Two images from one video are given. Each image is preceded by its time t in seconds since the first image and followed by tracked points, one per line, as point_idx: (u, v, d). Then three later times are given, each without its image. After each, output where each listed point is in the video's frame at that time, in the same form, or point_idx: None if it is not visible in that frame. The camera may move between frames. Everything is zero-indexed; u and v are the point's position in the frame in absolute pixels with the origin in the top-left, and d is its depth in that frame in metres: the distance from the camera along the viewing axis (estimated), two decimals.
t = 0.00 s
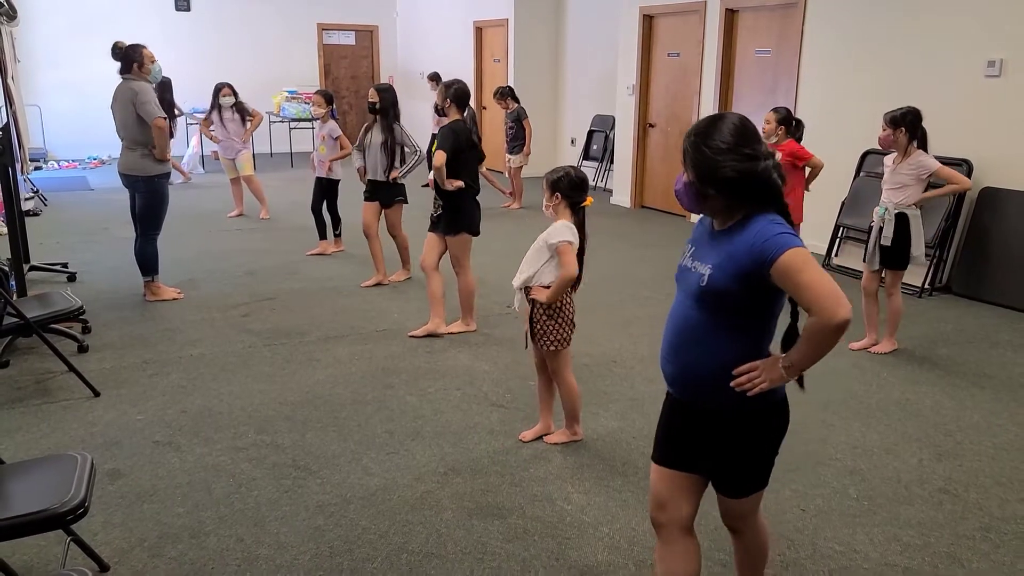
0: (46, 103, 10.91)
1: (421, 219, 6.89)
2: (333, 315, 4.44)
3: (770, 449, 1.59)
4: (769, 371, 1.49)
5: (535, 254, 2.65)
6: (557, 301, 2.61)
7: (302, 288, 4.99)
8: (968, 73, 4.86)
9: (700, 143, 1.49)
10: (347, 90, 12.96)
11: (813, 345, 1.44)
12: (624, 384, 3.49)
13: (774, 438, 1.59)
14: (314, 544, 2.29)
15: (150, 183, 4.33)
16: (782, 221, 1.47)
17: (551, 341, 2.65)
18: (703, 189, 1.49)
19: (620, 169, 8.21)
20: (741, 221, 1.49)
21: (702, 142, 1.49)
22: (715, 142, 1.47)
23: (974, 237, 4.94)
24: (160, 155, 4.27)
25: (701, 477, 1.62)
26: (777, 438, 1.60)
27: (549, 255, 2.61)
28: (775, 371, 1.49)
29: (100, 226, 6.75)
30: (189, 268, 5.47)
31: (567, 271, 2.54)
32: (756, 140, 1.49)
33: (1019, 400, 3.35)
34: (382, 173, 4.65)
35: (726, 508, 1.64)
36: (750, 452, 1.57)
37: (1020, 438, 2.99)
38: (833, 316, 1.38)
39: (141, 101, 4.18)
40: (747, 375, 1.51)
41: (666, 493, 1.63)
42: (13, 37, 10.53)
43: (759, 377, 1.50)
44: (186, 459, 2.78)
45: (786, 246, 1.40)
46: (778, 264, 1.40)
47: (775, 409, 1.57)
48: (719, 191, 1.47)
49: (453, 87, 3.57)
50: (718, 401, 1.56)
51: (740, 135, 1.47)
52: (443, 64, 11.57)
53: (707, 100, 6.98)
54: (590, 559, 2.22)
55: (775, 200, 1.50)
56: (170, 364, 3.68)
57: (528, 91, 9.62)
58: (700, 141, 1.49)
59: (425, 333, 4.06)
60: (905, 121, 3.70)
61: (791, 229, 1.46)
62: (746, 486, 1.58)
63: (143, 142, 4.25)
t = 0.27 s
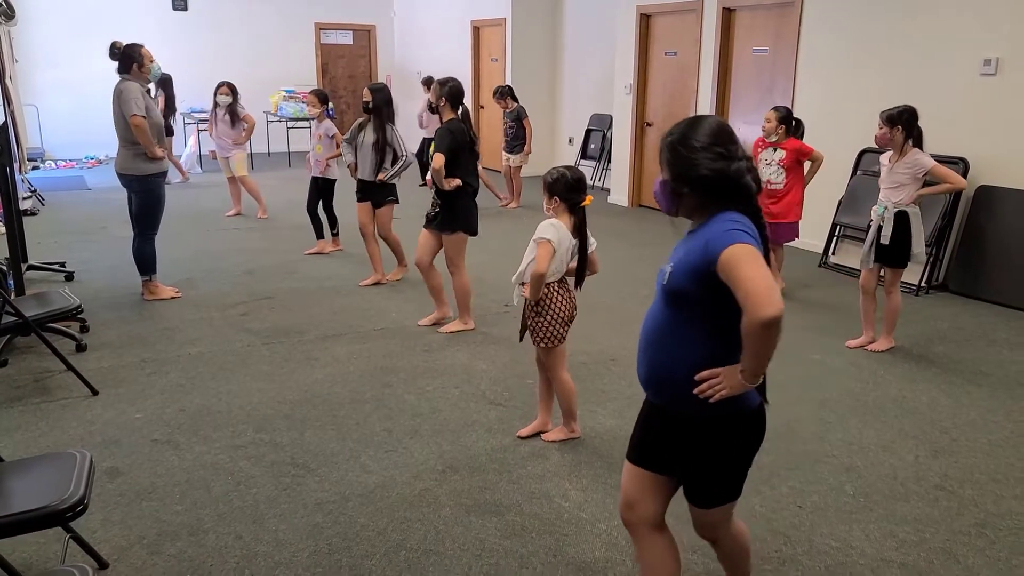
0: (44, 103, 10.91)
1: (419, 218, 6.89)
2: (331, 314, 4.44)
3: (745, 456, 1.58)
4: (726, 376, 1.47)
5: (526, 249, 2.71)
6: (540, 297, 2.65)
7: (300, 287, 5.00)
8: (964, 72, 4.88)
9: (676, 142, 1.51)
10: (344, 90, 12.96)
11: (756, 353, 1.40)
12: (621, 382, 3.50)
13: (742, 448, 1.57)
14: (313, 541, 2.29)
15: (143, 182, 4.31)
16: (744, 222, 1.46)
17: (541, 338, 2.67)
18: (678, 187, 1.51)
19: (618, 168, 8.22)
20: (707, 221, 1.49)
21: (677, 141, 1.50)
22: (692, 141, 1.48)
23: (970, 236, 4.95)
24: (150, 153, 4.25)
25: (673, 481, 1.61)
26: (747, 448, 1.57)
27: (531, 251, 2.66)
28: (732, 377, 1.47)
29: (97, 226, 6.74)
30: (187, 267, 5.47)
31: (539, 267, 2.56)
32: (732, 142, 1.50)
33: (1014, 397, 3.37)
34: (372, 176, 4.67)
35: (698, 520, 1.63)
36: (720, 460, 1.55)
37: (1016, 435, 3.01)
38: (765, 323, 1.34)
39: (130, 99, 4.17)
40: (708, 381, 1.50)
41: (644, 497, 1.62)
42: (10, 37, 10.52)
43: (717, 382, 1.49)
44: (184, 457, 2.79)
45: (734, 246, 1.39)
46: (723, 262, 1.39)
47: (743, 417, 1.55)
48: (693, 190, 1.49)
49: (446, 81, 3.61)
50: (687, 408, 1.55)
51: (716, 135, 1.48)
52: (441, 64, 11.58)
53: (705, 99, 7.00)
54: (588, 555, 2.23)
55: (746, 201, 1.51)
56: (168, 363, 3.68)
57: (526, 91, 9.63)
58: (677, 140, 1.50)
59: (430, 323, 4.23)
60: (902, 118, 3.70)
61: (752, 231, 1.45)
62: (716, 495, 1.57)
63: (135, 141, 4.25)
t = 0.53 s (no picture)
0: (42, 105, 10.90)
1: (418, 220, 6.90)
2: (330, 316, 4.44)
3: (731, 475, 1.55)
4: (708, 383, 1.48)
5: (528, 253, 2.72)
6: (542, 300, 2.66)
7: (299, 288, 5.00)
8: (961, 73, 4.89)
9: (655, 154, 1.51)
10: (342, 91, 12.96)
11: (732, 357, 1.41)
12: (620, 383, 3.50)
13: (729, 462, 1.55)
14: (312, 542, 2.30)
15: (135, 185, 4.30)
16: (720, 229, 1.47)
17: (544, 340, 2.67)
18: (658, 199, 1.52)
19: (616, 170, 8.23)
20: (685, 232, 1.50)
21: (656, 153, 1.51)
22: (670, 153, 1.49)
23: (967, 236, 4.96)
24: (139, 157, 4.22)
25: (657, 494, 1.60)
26: (734, 465, 1.55)
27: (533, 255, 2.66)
28: (715, 384, 1.47)
29: (96, 228, 6.74)
30: (187, 269, 5.47)
31: (544, 270, 2.58)
32: (710, 152, 1.50)
33: (1012, 397, 3.37)
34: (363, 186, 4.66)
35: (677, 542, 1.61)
36: (704, 476, 1.53)
37: (1013, 435, 3.01)
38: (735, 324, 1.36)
39: (117, 103, 4.15)
40: (693, 390, 1.49)
41: (632, 507, 1.61)
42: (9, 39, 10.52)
43: (699, 390, 1.49)
44: (184, 459, 2.79)
45: (705, 254, 1.39)
46: (690, 269, 1.41)
47: (731, 429, 1.53)
48: (672, 201, 1.50)
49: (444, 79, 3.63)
50: (674, 415, 1.54)
51: (693, 147, 1.49)
52: (439, 65, 11.59)
53: (703, 100, 7.01)
54: (587, 556, 2.24)
55: (726, 210, 1.51)
56: (167, 365, 3.68)
57: (524, 92, 9.64)
58: (655, 152, 1.51)
59: (431, 322, 4.26)
60: (901, 120, 3.71)
61: (728, 239, 1.45)
62: (697, 514, 1.54)
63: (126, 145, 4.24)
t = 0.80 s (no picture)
0: (41, 107, 10.91)
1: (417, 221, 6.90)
2: (329, 317, 4.45)
3: (733, 475, 1.56)
4: (716, 381, 1.48)
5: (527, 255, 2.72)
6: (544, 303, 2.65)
7: (298, 289, 5.00)
8: (959, 73, 4.90)
9: (656, 154, 1.51)
10: (342, 92, 12.97)
11: (742, 354, 1.41)
12: (619, 383, 3.50)
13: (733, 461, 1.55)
14: (312, 543, 2.30)
15: (134, 185, 4.30)
16: (725, 228, 1.48)
17: (546, 340, 2.67)
18: (660, 199, 1.51)
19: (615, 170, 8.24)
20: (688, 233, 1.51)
21: (657, 153, 1.51)
22: (671, 152, 1.49)
23: (966, 236, 4.97)
24: (138, 158, 4.22)
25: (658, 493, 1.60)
26: (738, 463, 1.55)
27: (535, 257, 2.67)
28: (723, 382, 1.47)
29: (95, 229, 6.74)
30: (186, 270, 5.47)
31: (550, 274, 2.57)
32: (710, 152, 1.51)
33: (1011, 397, 3.38)
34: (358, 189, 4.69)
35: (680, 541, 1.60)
36: (708, 474, 1.53)
37: (1012, 435, 3.02)
38: (748, 322, 1.35)
39: (118, 104, 4.14)
40: (699, 388, 1.50)
41: (634, 509, 1.61)
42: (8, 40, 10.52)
43: (706, 389, 1.49)
44: (184, 460, 2.79)
45: (713, 252, 1.40)
46: (701, 267, 1.40)
47: (735, 427, 1.54)
48: (675, 201, 1.50)
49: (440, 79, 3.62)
50: (679, 415, 1.54)
51: (694, 146, 1.49)
52: (438, 66, 11.60)
53: (702, 101, 7.02)
54: (587, 555, 2.24)
55: (727, 209, 1.51)
56: (167, 366, 3.69)
57: (522, 93, 9.64)
58: (656, 152, 1.51)
59: (438, 323, 4.27)
60: (900, 121, 3.72)
61: (733, 237, 1.46)
62: (700, 513, 1.55)
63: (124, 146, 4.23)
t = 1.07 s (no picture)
0: (40, 108, 10.90)
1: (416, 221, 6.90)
2: (329, 318, 4.45)
3: (743, 457, 1.60)
4: (738, 374, 1.50)
5: (526, 257, 2.72)
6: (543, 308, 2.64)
7: (297, 290, 5.00)
8: (957, 73, 4.90)
9: (680, 141, 1.50)
10: (341, 93, 12.97)
11: (774, 348, 1.43)
12: (618, 383, 3.51)
13: (744, 443, 1.60)
14: (310, 544, 2.30)
15: (135, 187, 4.30)
16: (749, 220, 1.49)
17: (545, 342, 2.67)
18: (682, 186, 1.50)
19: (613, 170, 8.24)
20: (712, 223, 1.51)
21: (682, 140, 1.49)
22: (698, 139, 1.48)
23: (964, 236, 4.97)
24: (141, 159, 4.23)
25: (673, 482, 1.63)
26: (749, 445, 1.61)
27: (537, 259, 2.67)
28: (743, 374, 1.50)
29: (94, 230, 6.74)
30: (185, 271, 5.47)
31: (553, 279, 2.55)
32: (731, 141, 1.52)
33: (1010, 397, 3.38)
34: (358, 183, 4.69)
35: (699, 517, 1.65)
36: (725, 459, 1.58)
37: (1011, 434, 3.02)
38: (790, 320, 1.38)
39: (127, 106, 4.15)
40: (717, 379, 1.52)
41: (653, 501, 1.63)
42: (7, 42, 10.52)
43: (726, 381, 1.51)
44: (183, 461, 2.79)
45: (749, 248, 1.41)
46: (740, 264, 1.41)
47: (748, 412, 1.59)
48: (702, 189, 1.49)
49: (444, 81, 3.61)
50: (694, 405, 1.57)
51: (717, 135, 1.49)
52: (437, 67, 11.60)
53: (701, 101, 7.02)
54: (586, 556, 2.24)
55: (746, 201, 1.53)
56: (165, 367, 3.68)
57: (521, 93, 9.65)
58: (679, 140, 1.50)
59: (432, 322, 4.29)
60: (899, 121, 3.72)
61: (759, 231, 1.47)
62: (717, 493, 1.60)
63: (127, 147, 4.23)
